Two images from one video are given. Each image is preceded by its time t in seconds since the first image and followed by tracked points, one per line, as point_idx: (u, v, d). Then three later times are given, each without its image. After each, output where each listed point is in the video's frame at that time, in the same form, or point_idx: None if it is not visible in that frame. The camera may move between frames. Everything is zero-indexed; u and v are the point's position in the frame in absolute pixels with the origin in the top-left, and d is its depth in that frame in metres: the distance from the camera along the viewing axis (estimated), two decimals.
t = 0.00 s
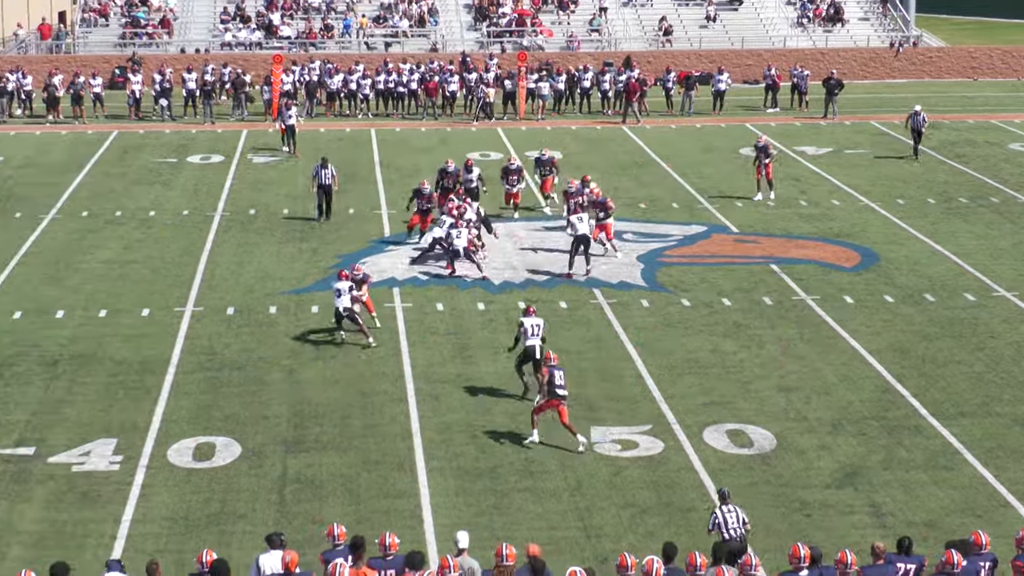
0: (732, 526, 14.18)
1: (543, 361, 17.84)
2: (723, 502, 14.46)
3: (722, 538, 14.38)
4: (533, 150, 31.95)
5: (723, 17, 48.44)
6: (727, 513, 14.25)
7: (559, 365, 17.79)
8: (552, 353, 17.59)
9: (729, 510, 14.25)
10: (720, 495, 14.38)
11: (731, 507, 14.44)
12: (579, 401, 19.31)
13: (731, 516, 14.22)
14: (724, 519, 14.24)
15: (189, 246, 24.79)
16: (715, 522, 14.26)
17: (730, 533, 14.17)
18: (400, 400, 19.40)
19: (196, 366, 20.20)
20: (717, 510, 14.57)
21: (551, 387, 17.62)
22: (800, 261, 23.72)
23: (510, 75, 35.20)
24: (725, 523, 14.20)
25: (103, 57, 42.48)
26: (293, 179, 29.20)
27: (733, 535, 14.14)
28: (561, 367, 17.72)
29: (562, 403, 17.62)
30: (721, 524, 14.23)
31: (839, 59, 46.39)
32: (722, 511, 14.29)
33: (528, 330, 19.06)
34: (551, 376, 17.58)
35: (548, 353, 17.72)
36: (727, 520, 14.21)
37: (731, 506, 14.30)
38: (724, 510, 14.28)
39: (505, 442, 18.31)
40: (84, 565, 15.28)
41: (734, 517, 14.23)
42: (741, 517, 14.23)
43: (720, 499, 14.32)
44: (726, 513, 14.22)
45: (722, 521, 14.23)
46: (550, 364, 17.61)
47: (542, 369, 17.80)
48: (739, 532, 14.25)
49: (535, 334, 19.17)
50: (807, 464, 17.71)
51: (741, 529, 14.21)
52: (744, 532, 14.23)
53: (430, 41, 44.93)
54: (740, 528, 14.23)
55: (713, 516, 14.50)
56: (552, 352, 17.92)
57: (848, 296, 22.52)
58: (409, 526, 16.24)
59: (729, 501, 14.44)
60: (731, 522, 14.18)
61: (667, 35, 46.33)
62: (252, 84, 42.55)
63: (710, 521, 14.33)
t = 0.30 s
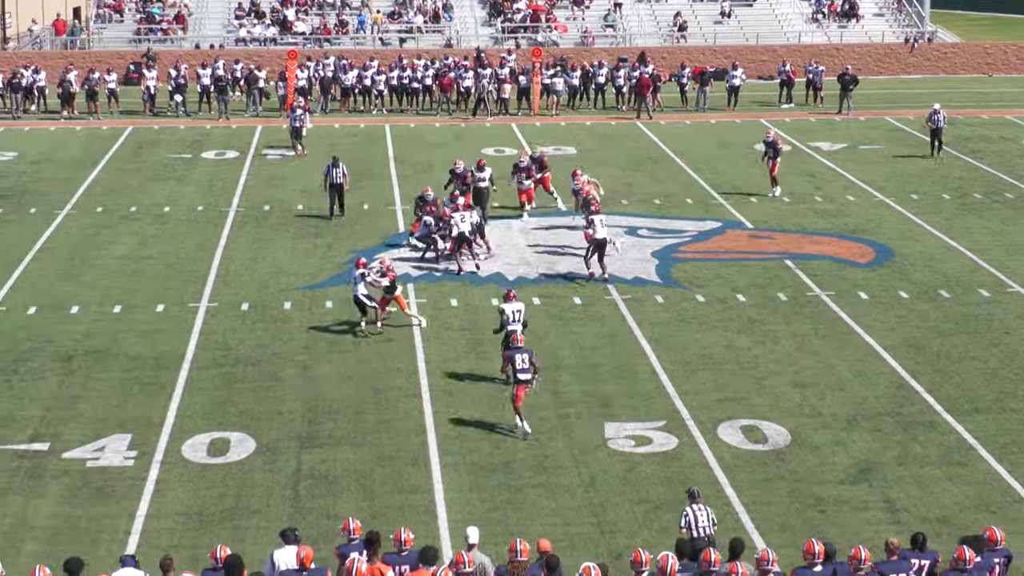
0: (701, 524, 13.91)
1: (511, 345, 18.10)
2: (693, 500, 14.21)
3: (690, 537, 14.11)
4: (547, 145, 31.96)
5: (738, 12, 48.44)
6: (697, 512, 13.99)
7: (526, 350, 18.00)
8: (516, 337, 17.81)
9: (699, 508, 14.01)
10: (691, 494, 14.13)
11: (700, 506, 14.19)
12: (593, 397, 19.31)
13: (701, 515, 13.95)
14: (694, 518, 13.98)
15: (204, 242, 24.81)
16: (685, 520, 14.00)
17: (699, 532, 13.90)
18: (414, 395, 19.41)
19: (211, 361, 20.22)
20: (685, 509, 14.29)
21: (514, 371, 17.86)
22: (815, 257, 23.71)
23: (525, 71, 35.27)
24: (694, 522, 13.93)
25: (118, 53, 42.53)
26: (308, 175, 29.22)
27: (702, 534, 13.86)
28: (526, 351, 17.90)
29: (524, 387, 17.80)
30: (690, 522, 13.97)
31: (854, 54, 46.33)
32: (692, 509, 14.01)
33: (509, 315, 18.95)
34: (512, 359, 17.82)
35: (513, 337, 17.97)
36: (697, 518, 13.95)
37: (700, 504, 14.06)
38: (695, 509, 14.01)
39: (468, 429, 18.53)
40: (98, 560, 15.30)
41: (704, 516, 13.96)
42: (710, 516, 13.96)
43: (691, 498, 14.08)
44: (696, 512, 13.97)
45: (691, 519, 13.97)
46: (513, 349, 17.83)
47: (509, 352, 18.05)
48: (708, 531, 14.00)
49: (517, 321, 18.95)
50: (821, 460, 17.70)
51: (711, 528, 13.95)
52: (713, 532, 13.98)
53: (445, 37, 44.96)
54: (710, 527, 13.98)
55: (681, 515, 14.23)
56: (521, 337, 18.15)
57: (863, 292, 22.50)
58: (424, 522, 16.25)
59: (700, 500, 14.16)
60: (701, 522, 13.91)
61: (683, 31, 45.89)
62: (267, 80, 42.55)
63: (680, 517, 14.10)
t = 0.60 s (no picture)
0: (657, 518, 14.08)
1: (492, 331, 18.41)
2: (646, 494, 14.35)
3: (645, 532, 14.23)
4: (561, 141, 31.95)
5: (752, 6, 48.40)
6: (652, 505, 14.15)
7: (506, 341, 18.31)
8: (500, 329, 18.07)
9: (653, 503, 14.14)
10: (645, 488, 14.28)
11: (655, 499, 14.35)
12: (606, 393, 19.30)
13: (656, 509, 14.12)
14: (649, 511, 14.14)
15: (218, 236, 24.84)
16: (639, 514, 14.16)
17: (655, 526, 14.06)
18: (428, 390, 19.42)
19: (224, 356, 20.24)
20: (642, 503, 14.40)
21: (490, 359, 18.21)
22: (830, 253, 23.67)
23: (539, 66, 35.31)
24: (650, 516, 14.08)
25: (131, 47, 42.68)
26: (322, 170, 29.24)
27: (659, 528, 14.03)
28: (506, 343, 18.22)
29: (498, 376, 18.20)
30: (646, 516, 14.13)
31: (868, 50, 46.18)
32: (646, 504, 14.17)
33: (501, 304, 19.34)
34: (491, 349, 18.16)
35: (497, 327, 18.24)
36: (652, 512, 14.11)
37: (655, 498, 14.22)
38: (649, 503, 14.16)
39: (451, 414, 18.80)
40: (113, 554, 15.32)
41: (659, 510, 14.14)
42: (666, 509, 14.14)
43: (644, 492, 14.21)
44: (650, 506, 14.11)
45: (646, 514, 14.12)
46: (494, 339, 18.12)
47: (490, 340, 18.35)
48: (662, 524, 14.18)
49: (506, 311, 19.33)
50: (834, 456, 17.67)
51: (666, 522, 14.14)
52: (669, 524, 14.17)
53: (459, 32, 44.93)
54: (664, 520, 14.16)
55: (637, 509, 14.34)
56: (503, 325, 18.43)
57: (878, 288, 22.46)
58: (436, 517, 16.26)
59: (655, 494, 14.30)
60: (657, 515, 14.09)
61: (695, 26, 46.31)
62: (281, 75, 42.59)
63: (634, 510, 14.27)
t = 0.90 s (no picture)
0: (622, 509, 14.14)
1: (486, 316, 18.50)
2: (615, 483, 14.38)
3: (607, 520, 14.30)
4: (579, 135, 31.95)
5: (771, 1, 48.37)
6: (619, 496, 14.18)
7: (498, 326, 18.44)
8: (492, 319, 18.20)
9: (620, 494, 14.16)
10: (614, 477, 14.30)
11: (623, 487, 14.38)
12: (625, 387, 19.31)
13: (622, 500, 14.16)
14: (614, 501, 14.19)
15: (237, 230, 24.88)
16: (606, 503, 14.23)
17: (618, 516, 14.13)
18: (447, 384, 19.43)
19: (244, 349, 20.27)
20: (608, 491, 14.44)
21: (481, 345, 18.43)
22: (849, 248, 23.65)
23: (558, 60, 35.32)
24: (614, 506, 14.15)
25: (151, 41, 42.54)
26: (340, 164, 29.27)
27: (621, 520, 14.09)
28: (497, 330, 18.37)
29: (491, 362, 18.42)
30: (611, 506, 14.20)
31: (888, 44, 46.09)
32: (613, 493, 14.20)
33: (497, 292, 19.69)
34: (483, 335, 18.35)
35: (489, 314, 18.39)
36: (617, 503, 14.15)
37: (624, 489, 14.24)
38: (617, 493, 14.19)
39: (444, 397, 19.09)
40: (132, 546, 15.34)
41: (625, 501, 14.17)
42: (633, 502, 14.17)
43: (613, 482, 14.23)
44: (617, 497, 14.14)
45: (612, 504, 14.19)
46: (485, 327, 18.28)
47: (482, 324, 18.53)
48: (626, 516, 14.20)
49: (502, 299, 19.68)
50: (854, 450, 17.65)
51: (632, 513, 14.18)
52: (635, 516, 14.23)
53: (478, 26, 44.93)
54: (629, 512, 14.19)
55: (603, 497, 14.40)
56: (496, 311, 18.57)
57: (897, 282, 22.43)
58: (455, 511, 16.27)
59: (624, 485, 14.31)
60: (623, 506, 14.13)
61: (715, 19, 46.06)
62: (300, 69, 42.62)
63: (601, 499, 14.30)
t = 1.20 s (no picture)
0: (589, 512, 13.99)
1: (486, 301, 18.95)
2: (584, 486, 14.27)
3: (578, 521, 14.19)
4: (594, 129, 31.95)
5: None
6: (587, 498, 14.05)
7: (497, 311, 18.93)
8: (493, 301, 18.70)
9: (589, 495, 14.04)
10: (584, 481, 14.19)
11: (591, 490, 14.27)
12: (640, 381, 19.30)
13: (591, 502, 14.02)
14: (583, 504, 14.05)
15: (253, 224, 24.91)
16: (574, 506, 14.08)
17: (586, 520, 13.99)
18: (461, 378, 19.44)
19: (259, 344, 20.29)
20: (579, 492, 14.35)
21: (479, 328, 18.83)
22: (865, 242, 23.64)
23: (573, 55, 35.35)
24: (583, 508, 14.01)
25: (166, 36, 42.60)
26: (355, 159, 29.29)
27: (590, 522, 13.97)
28: (496, 314, 18.84)
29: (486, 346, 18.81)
30: (579, 509, 14.06)
31: (903, 39, 45.96)
32: (582, 495, 14.10)
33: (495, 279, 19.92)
34: (481, 319, 18.78)
35: (490, 298, 18.90)
36: (586, 506, 14.03)
37: (592, 492, 14.12)
38: (585, 494, 14.07)
39: (444, 382, 19.33)
40: (147, 540, 15.33)
41: (593, 504, 14.03)
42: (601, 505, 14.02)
43: (583, 485, 14.13)
44: (586, 499, 14.02)
45: (580, 506, 14.05)
46: (485, 310, 18.74)
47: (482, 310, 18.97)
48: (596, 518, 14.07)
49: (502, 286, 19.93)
50: (869, 445, 17.62)
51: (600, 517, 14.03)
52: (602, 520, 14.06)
53: (493, 20, 44.93)
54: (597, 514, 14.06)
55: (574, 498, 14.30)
56: (497, 297, 19.07)
57: (912, 277, 22.41)
58: (470, 505, 16.25)
59: (593, 486, 14.22)
60: (591, 510, 14.00)
61: (730, 14, 46.12)
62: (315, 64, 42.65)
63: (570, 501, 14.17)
